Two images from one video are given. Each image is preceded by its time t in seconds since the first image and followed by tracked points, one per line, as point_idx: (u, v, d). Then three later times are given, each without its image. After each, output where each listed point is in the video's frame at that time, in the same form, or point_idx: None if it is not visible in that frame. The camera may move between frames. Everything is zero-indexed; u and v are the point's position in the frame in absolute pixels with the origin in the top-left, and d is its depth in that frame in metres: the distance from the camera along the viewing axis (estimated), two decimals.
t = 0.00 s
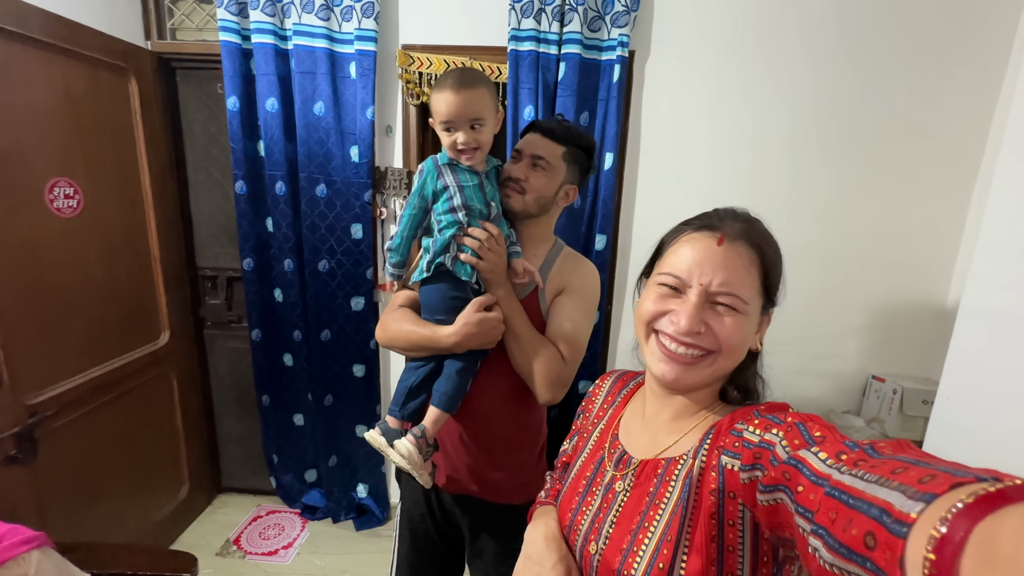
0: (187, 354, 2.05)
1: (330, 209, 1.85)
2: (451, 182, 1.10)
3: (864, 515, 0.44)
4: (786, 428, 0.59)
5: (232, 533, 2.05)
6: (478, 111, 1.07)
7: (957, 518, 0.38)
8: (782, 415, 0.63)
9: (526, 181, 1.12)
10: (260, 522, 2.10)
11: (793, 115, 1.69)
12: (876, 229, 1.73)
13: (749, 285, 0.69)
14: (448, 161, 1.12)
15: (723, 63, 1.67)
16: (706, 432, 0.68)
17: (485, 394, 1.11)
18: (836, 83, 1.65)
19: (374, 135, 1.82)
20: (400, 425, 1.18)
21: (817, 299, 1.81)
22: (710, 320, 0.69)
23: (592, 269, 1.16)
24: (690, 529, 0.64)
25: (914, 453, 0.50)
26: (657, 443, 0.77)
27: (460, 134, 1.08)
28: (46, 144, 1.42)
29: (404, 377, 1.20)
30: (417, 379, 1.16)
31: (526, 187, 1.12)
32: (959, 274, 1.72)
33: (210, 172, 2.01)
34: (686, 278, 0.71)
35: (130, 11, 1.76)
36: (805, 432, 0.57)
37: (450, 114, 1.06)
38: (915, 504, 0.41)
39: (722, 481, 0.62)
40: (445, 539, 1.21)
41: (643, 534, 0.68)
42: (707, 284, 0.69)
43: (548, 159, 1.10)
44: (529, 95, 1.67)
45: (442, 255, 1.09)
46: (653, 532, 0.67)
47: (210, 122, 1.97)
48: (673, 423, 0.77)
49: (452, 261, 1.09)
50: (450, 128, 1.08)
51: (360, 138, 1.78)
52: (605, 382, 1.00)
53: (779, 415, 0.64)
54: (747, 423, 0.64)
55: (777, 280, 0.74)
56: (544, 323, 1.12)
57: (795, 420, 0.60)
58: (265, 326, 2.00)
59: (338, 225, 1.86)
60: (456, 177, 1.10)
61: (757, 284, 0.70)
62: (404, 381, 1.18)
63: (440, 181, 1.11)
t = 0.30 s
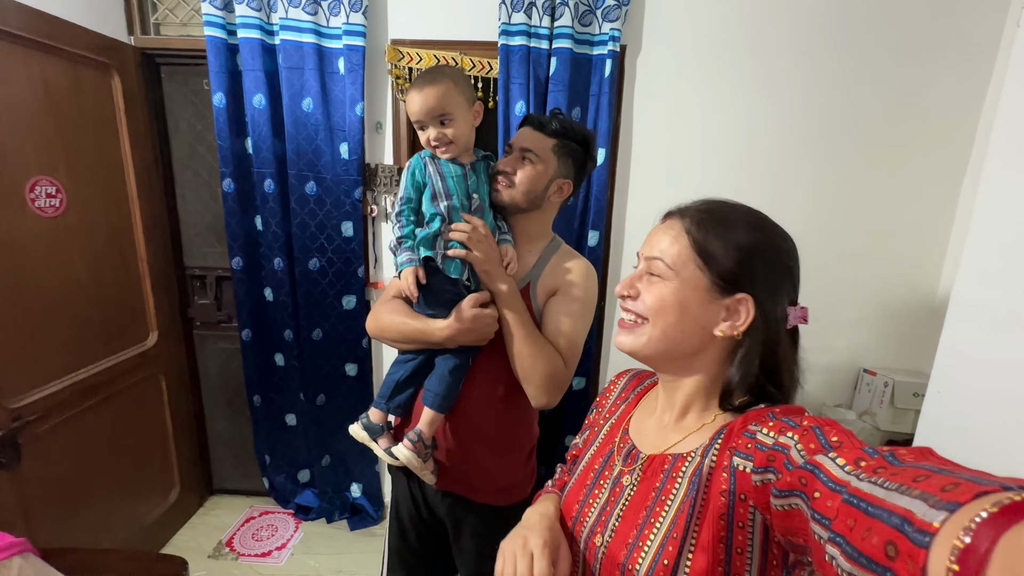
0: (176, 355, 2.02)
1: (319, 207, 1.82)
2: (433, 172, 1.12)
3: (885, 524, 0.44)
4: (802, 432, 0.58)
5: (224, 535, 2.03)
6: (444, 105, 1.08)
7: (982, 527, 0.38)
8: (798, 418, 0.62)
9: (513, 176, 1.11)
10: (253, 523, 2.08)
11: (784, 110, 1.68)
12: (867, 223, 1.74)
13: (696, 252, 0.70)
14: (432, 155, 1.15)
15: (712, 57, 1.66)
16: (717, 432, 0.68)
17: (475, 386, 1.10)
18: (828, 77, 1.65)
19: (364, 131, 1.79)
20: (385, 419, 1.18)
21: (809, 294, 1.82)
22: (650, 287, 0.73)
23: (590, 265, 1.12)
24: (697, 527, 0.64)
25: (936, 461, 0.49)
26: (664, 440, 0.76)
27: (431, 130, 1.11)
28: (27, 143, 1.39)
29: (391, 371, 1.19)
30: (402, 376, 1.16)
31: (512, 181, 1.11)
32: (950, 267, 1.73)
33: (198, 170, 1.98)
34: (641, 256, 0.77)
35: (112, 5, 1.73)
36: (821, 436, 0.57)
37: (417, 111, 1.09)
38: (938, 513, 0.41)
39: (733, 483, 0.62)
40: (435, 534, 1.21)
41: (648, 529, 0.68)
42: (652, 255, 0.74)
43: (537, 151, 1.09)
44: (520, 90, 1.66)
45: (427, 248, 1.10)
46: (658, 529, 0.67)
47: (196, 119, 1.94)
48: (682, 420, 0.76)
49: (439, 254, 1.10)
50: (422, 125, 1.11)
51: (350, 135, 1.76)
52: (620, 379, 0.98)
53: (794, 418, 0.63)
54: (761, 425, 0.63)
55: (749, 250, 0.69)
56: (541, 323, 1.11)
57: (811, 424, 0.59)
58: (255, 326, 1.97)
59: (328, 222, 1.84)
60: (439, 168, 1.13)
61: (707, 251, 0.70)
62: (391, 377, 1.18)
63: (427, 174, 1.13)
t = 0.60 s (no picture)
0: (175, 358, 2.01)
1: (317, 209, 1.82)
2: (439, 172, 1.14)
3: (896, 534, 0.43)
4: (812, 437, 0.58)
5: (224, 538, 2.02)
6: (461, 107, 1.14)
7: (996, 541, 0.37)
8: (808, 424, 0.62)
9: (507, 175, 1.13)
10: (253, 526, 2.08)
11: (781, 109, 1.69)
12: (865, 222, 1.74)
13: (719, 257, 0.69)
14: (434, 157, 1.17)
15: (710, 56, 1.67)
16: (725, 433, 0.67)
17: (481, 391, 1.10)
18: (825, 76, 1.66)
19: (362, 133, 1.79)
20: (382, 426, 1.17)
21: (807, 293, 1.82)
22: (671, 294, 0.72)
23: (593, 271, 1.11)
24: (698, 526, 0.64)
25: (951, 473, 0.48)
26: (670, 436, 0.76)
27: (443, 131, 1.15)
28: (23, 147, 1.38)
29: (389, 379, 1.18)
30: (401, 382, 1.16)
31: (507, 181, 1.14)
32: (947, 266, 1.73)
33: (195, 173, 1.98)
34: (657, 260, 0.75)
35: (108, 8, 1.72)
36: (831, 443, 0.56)
37: (434, 109, 1.13)
38: (951, 526, 0.40)
39: (738, 485, 0.61)
40: (435, 537, 1.20)
41: (649, 522, 0.68)
42: (672, 260, 0.73)
43: (529, 149, 1.10)
44: (517, 91, 1.66)
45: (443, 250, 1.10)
46: (658, 525, 0.67)
47: (193, 122, 1.94)
48: (688, 418, 0.76)
49: (457, 254, 1.09)
50: (435, 124, 1.14)
51: (347, 136, 1.76)
52: (637, 374, 0.98)
53: (805, 423, 0.62)
54: (770, 429, 0.63)
55: (776, 258, 0.68)
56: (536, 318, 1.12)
57: (821, 430, 0.59)
58: (254, 329, 1.97)
59: (326, 224, 1.84)
60: (443, 168, 1.14)
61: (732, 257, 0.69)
62: (386, 385, 1.18)
63: (430, 175, 1.14)
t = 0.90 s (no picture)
0: (191, 359, 2.05)
1: (330, 212, 1.83)
2: (452, 191, 1.08)
3: (876, 522, 0.41)
4: (787, 430, 0.56)
5: (236, 538, 2.04)
6: (495, 120, 1.10)
7: (973, 522, 0.35)
8: (782, 416, 0.60)
9: (522, 178, 1.10)
10: (264, 526, 2.10)
11: (809, 112, 1.62)
12: (894, 229, 1.66)
13: (678, 263, 0.70)
14: (447, 172, 1.09)
15: (730, 57, 1.61)
16: (705, 436, 0.65)
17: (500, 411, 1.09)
18: (852, 77, 1.58)
19: (374, 137, 1.79)
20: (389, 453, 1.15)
21: (831, 304, 1.74)
22: (651, 308, 0.68)
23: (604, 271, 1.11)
24: (694, 534, 0.60)
25: (923, 456, 0.46)
26: (651, 447, 0.72)
27: (472, 136, 1.08)
28: (45, 151, 1.42)
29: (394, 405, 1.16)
30: (409, 409, 1.14)
31: (522, 185, 1.10)
32: (984, 275, 1.63)
33: (213, 176, 2.01)
34: (620, 276, 0.72)
35: (132, 16, 1.76)
36: (805, 434, 0.54)
37: (473, 111, 1.05)
38: (928, 509, 0.38)
39: (726, 487, 0.59)
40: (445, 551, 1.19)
41: (643, 540, 0.65)
42: (638, 273, 0.70)
43: (545, 154, 1.09)
44: (530, 94, 1.63)
45: (456, 281, 1.06)
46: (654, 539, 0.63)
47: (212, 126, 1.97)
48: (669, 426, 0.73)
49: (470, 285, 1.06)
50: (466, 127, 1.07)
51: (360, 140, 1.76)
52: (602, 390, 0.93)
53: (778, 417, 0.61)
54: (747, 426, 0.61)
55: (715, 258, 0.74)
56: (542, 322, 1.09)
57: (795, 422, 0.57)
58: (267, 331, 1.99)
59: (338, 228, 1.84)
60: (457, 188, 1.09)
61: (688, 261, 0.71)
62: (393, 411, 1.16)
63: (443, 196, 1.07)
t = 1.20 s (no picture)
0: (184, 363, 2.02)
1: (325, 214, 1.81)
2: (447, 194, 1.07)
3: (876, 520, 0.41)
4: (782, 429, 0.56)
5: (231, 544, 2.02)
6: (479, 119, 1.09)
7: (974, 519, 0.35)
8: (777, 415, 0.60)
9: (522, 181, 1.09)
10: (259, 531, 2.08)
11: (804, 112, 1.63)
12: (887, 228, 1.67)
13: (665, 264, 0.70)
14: (441, 175, 1.09)
15: (726, 57, 1.61)
16: (702, 437, 0.65)
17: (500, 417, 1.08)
18: (845, 78, 1.59)
19: (369, 138, 1.78)
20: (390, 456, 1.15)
21: (826, 303, 1.75)
22: (641, 311, 0.68)
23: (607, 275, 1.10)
24: (695, 537, 0.60)
25: (918, 452, 0.46)
26: (649, 450, 0.72)
27: (459, 138, 1.08)
28: (34, 155, 1.40)
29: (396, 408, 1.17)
30: (409, 413, 1.15)
31: (522, 188, 1.09)
32: (976, 273, 1.65)
33: (205, 178, 1.99)
34: (610, 281, 0.72)
35: (121, 16, 1.74)
36: (801, 432, 0.54)
37: (454, 113, 1.05)
38: (927, 507, 0.38)
39: (724, 488, 0.58)
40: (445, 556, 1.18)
41: (644, 545, 0.64)
42: (627, 277, 0.70)
43: (546, 157, 1.08)
44: (525, 95, 1.63)
45: (454, 285, 1.06)
46: (654, 543, 0.63)
47: (204, 128, 1.95)
48: (663, 427, 0.73)
49: (470, 288, 1.05)
50: (450, 129, 1.07)
51: (354, 142, 1.74)
52: (597, 395, 0.91)
53: (774, 415, 0.60)
54: (743, 426, 0.61)
55: (703, 256, 0.73)
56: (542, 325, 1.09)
57: (790, 419, 0.57)
58: (262, 334, 1.97)
59: (333, 230, 1.83)
60: (452, 191, 1.08)
61: (675, 262, 0.71)
62: (393, 415, 1.16)
63: (438, 198, 1.07)
